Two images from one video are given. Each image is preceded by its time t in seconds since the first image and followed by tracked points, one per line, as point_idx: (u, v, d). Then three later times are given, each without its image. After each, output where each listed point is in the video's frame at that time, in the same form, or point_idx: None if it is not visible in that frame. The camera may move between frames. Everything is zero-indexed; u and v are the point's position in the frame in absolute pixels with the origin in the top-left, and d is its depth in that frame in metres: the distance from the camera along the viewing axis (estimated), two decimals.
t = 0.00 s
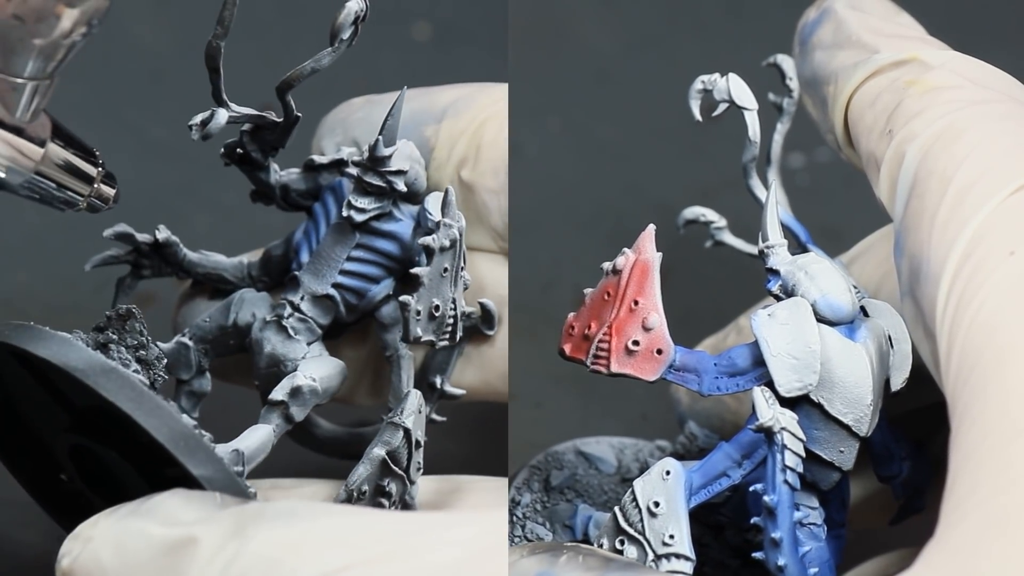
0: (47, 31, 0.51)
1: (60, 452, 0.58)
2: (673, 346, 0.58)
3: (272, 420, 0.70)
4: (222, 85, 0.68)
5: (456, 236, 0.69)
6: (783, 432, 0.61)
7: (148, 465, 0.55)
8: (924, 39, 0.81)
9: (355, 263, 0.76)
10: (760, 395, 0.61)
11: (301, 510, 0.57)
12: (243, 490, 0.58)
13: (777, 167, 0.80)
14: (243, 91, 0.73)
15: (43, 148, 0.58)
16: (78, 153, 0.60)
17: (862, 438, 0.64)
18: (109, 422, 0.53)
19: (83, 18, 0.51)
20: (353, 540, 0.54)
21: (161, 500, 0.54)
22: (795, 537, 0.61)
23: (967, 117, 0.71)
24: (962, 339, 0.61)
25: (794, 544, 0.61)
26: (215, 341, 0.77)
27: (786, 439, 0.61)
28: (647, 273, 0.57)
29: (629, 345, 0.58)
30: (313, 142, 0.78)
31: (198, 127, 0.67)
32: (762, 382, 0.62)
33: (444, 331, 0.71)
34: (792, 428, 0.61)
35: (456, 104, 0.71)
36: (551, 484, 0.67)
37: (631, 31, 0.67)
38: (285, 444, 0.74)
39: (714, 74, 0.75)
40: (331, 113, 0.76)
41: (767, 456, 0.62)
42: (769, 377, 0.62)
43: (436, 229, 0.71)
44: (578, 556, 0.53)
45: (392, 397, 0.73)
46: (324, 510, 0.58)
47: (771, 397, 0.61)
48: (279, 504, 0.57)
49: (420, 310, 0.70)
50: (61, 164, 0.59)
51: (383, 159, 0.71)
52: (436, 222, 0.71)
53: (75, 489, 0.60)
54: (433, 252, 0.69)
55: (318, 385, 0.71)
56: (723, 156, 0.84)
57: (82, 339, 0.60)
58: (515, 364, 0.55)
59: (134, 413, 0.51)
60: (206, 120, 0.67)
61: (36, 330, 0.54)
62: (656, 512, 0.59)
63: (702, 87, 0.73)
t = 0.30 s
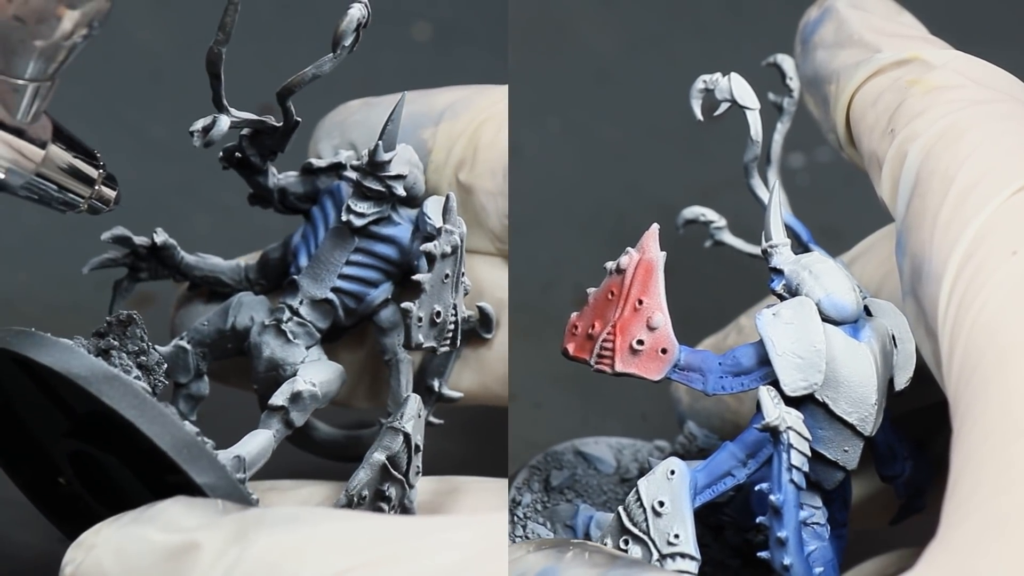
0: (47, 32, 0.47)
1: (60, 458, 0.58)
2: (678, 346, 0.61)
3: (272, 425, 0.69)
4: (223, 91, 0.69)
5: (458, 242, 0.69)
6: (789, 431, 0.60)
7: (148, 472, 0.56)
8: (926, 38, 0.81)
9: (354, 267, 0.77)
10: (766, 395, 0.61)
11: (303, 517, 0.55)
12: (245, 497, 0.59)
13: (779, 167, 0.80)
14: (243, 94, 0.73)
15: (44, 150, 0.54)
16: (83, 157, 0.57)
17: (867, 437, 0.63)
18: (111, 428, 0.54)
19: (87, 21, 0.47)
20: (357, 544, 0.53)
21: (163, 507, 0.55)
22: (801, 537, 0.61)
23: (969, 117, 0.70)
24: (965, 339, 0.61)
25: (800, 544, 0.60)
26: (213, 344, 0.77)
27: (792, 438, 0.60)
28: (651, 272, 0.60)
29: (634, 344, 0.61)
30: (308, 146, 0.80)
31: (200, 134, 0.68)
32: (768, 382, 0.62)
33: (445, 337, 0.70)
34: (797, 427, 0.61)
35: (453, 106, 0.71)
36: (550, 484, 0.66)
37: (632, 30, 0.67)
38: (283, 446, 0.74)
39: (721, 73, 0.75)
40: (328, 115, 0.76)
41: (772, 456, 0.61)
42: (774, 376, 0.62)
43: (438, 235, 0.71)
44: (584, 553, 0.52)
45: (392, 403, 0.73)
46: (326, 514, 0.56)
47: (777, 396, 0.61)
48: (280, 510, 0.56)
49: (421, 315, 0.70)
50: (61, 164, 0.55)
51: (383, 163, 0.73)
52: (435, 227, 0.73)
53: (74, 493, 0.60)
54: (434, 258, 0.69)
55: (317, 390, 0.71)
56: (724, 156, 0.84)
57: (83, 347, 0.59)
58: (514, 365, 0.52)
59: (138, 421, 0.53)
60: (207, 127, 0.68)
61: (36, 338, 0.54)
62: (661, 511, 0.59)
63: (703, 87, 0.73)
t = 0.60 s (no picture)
0: (50, 35, 0.48)
1: (57, 458, 0.57)
2: (681, 345, 0.62)
3: (268, 424, 0.71)
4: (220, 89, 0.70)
5: (453, 239, 0.68)
6: (793, 430, 0.61)
7: (143, 467, 0.55)
8: (928, 38, 0.82)
9: (351, 268, 0.78)
10: (770, 394, 0.61)
11: (298, 511, 0.56)
12: (239, 492, 0.59)
13: (779, 166, 0.80)
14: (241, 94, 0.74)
15: (46, 155, 0.55)
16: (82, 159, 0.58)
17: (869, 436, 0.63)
18: (105, 424, 0.54)
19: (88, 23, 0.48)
20: (352, 539, 0.53)
21: (157, 500, 0.54)
22: (804, 536, 0.61)
23: (971, 117, 0.70)
24: (967, 338, 0.61)
25: (804, 542, 0.60)
26: (210, 346, 0.79)
27: (795, 437, 0.61)
28: (654, 271, 0.61)
29: (636, 343, 0.61)
30: (308, 148, 0.80)
31: (194, 130, 0.69)
32: (770, 381, 0.62)
33: (440, 334, 0.70)
34: (802, 426, 0.61)
35: (450, 109, 0.68)
36: (551, 483, 0.65)
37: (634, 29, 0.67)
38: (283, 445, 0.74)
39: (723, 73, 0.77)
40: (327, 117, 0.76)
41: (776, 454, 0.61)
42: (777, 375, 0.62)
43: (434, 231, 0.70)
44: (589, 551, 0.52)
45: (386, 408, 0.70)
46: (323, 511, 0.57)
47: (781, 395, 0.61)
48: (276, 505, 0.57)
49: (416, 313, 0.70)
50: (62, 169, 0.56)
51: (379, 163, 0.73)
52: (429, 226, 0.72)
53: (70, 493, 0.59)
54: (430, 255, 0.69)
55: (314, 389, 0.71)
56: (726, 156, 0.83)
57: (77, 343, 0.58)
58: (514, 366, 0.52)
59: (132, 415, 0.52)
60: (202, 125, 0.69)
61: (31, 332, 0.54)
62: (664, 510, 0.59)
63: (706, 87, 0.76)
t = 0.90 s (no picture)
0: (51, 36, 0.48)
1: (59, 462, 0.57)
2: (681, 346, 0.61)
3: (272, 427, 0.70)
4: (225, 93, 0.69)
5: (459, 246, 0.69)
6: (793, 431, 0.61)
7: (150, 474, 0.56)
8: (926, 39, 0.82)
9: (354, 270, 0.77)
10: (770, 394, 0.60)
11: (303, 518, 0.55)
12: (247, 499, 0.59)
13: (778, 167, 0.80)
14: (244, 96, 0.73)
15: (48, 156, 0.54)
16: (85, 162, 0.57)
17: (869, 437, 0.63)
18: (113, 432, 0.55)
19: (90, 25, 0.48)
20: (358, 545, 0.53)
21: (161, 511, 0.54)
22: (805, 537, 0.61)
23: (970, 117, 0.70)
24: (967, 338, 0.61)
25: (805, 543, 0.60)
26: (212, 347, 0.78)
27: (796, 437, 0.61)
28: (653, 273, 0.60)
29: (636, 344, 0.61)
30: (308, 150, 0.79)
31: (201, 136, 0.68)
32: (771, 382, 0.62)
33: (447, 340, 0.71)
34: (802, 427, 0.61)
35: (453, 109, 0.69)
36: (550, 484, 0.66)
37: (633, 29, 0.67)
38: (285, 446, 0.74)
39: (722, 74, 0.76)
40: (328, 120, 0.76)
41: (776, 455, 0.61)
42: (778, 376, 0.62)
43: (440, 237, 0.71)
44: (589, 552, 0.52)
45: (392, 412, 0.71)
46: (325, 516, 0.56)
47: (782, 397, 0.61)
48: (278, 511, 0.56)
49: (422, 317, 0.71)
50: (65, 171, 0.55)
51: (384, 166, 0.73)
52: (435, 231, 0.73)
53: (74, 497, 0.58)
54: (436, 261, 0.70)
55: (318, 393, 0.71)
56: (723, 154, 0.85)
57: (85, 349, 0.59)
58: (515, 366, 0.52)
59: (139, 423, 0.53)
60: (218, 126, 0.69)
61: (38, 339, 0.54)
62: (665, 511, 0.59)
63: (704, 88, 0.73)
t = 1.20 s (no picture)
0: (54, 74, 0.51)
1: (70, 464, 0.57)
2: (676, 350, 0.59)
3: (283, 430, 0.70)
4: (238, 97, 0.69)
5: (474, 253, 0.68)
6: (789, 434, 0.61)
7: (165, 479, 0.56)
8: (921, 40, 0.82)
9: (363, 270, 0.75)
10: (765, 397, 0.61)
11: (305, 522, 0.56)
12: (262, 507, 0.59)
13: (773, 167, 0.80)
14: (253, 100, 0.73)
15: (48, 192, 0.56)
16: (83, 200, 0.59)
17: (865, 439, 0.63)
18: (130, 440, 0.55)
19: (92, 61, 0.51)
20: (364, 551, 0.53)
21: (178, 520, 0.54)
22: (801, 539, 0.61)
23: (967, 117, 0.70)
24: (965, 338, 0.61)
25: (801, 546, 0.60)
26: (220, 345, 0.76)
27: (791, 441, 0.61)
28: (648, 276, 0.58)
29: (632, 348, 0.59)
30: (313, 145, 0.78)
31: (218, 145, 0.68)
32: (766, 385, 0.62)
33: (459, 345, 0.72)
34: (797, 430, 0.61)
35: (458, 103, 0.71)
36: (548, 487, 0.66)
37: (632, 31, 0.67)
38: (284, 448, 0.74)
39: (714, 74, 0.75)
40: (335, 114, 0.76)
41: (772, 458, 0.61)
42: (773, 379, 0.62)
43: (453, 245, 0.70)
44: (585, 556, 0.52)
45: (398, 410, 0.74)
46: (331, 520, 0.57)
47: (777, 400, 0.61)
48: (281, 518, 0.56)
49: (438, 326, 0.70)
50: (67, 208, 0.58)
51: (395, 169, 0.71)
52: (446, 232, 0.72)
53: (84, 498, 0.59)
54: (451, 270, 0.69)
55: (329, 396, 0.71)
56: (724, 155, 0.83)
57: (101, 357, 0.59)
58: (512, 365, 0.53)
59: (157, 433, 0.53)
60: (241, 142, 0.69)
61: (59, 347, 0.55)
62: (661, 515, 0.59)
63: (699, 90, 0.72)
